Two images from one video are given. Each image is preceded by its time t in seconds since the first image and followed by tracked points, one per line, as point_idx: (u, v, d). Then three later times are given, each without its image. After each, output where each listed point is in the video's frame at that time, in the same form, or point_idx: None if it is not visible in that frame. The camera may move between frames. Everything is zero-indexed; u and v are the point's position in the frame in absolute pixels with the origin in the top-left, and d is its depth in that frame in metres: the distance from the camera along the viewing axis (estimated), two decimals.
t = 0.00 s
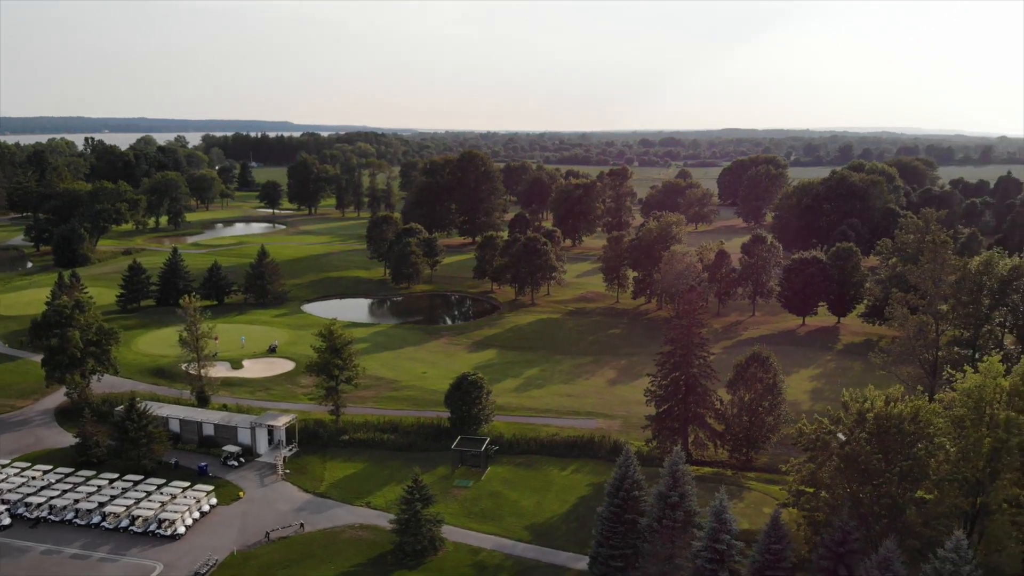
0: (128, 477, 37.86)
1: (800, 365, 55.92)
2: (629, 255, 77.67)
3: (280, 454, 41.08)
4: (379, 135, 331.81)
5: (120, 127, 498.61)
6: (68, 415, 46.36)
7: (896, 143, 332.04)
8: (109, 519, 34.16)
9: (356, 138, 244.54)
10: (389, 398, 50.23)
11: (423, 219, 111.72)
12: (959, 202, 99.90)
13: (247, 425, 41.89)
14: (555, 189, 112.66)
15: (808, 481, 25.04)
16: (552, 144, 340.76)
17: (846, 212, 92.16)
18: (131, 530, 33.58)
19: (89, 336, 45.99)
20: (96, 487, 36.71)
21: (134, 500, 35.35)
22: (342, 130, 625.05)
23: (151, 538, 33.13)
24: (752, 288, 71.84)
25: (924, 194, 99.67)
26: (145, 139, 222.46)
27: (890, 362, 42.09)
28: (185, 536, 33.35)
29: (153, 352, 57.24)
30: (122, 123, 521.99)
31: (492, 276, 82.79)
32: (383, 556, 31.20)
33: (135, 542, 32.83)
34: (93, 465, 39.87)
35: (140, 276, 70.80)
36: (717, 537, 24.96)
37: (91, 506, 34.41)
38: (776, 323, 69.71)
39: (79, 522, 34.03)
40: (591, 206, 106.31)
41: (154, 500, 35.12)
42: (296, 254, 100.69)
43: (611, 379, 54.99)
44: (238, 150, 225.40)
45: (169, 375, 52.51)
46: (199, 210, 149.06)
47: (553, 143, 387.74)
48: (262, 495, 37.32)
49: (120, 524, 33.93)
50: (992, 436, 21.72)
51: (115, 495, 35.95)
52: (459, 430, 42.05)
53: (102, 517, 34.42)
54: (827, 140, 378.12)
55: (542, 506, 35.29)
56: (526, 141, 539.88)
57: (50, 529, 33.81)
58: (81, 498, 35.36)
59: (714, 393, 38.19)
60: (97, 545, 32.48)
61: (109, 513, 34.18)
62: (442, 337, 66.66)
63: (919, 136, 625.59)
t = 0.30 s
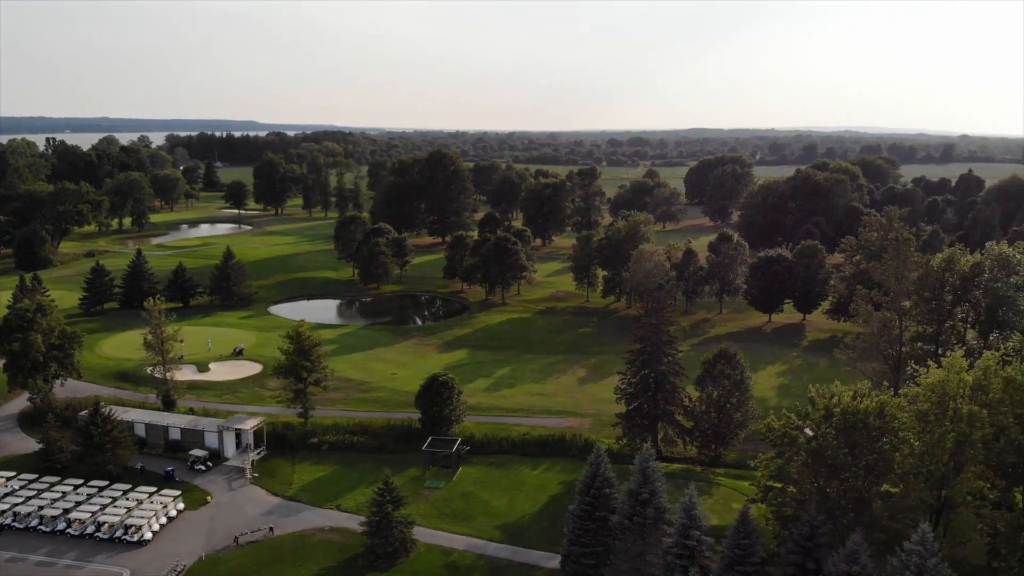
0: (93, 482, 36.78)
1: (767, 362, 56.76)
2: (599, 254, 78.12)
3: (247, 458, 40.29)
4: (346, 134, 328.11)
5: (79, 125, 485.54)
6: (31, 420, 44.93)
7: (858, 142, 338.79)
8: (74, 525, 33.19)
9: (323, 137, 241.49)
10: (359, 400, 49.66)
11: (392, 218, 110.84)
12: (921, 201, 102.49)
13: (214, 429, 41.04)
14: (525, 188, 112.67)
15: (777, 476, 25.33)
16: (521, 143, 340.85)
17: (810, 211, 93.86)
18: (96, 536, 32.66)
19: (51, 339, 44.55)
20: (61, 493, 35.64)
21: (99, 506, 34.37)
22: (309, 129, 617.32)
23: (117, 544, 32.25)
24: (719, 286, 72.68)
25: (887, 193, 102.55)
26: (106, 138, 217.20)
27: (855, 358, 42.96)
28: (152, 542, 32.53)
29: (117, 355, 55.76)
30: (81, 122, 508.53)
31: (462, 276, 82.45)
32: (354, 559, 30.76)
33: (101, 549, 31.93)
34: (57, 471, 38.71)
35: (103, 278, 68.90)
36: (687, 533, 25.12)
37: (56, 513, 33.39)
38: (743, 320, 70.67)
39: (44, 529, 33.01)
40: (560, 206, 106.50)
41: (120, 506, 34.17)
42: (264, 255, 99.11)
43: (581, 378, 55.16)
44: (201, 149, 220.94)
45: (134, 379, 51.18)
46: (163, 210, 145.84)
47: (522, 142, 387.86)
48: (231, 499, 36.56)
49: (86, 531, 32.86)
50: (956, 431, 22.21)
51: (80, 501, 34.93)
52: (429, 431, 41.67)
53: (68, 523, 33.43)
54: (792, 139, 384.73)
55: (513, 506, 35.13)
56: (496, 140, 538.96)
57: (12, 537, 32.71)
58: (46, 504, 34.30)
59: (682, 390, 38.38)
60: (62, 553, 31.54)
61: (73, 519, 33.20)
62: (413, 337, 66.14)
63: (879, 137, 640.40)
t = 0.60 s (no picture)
0: (57, 488, 35.75)
1: (735, 358, 57.53)
2: (569, 253, 78.37)
3: (214, 461, 39.43)
4: (314, 133, 324.25)
5: (35, 124, 471.44)
6: None
7: (822, 142, 345.19)
8: (38, 532, 32.23)
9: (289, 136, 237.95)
10: (328, 401, 48.98)
11: (361, 218, 109.72)
12: (883, 198, 104.61)
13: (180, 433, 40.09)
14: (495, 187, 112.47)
15: (745, 471, 25.55)
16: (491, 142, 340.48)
17: (776, 209, 95.42)
18: (62, 543, 31.77)
19: (12, 343, 43.09)
20: (24, 499, 34.58)
21: (64, 512, 33.40)
22: (275, 128, 608.00)
23: (82, 551, 31.38)
24: (686, 284, 73.43)
25: (851, 190, 105.43)
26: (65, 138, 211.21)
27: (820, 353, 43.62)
28: (119, 548, 31.71)
29: (80, 358, 54.20)
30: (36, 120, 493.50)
31: (432, 275, 81.96)
32: (324, 562, 30.28)
33: (66, 556, 31.04)
34: (20, 477, 37.54)
35: (65, 281, 66.89)
36: (658, 529, 25.27)
37: (20, 519, 32.39)
38: (710, 318, 71.45)
39: (7, 537, 32.01)
40: (530, 205, 106.52)
41: (85, 511, 33.22)
42: (230, 256, 97.31)
43: (552, 376, 55.23)
44: (164, 149, 216.20)
45: (97, 383, 49.79)
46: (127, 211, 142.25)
47: (492, 143, 387.81)
48: (198, 503, 35.75)
49: (51, 537, 31.95)
50: (920, 426, 22.73)
51: (45, 507, 33.94)
52: (400, 432, 41.21)
53: (32, 530, 32.45)
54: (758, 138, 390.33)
55: (484, 506, 34.95)
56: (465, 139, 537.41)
57: None
58: (9, 511, 33.26)
59: (652, 387, 38.59)
60: (26, 560, 30.62)
61: (37, 526, 32.23)
62: (382, 338, 65.54)
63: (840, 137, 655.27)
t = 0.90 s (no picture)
0: (19, 495, 34.64)
1: (703, 355, 58.22)
2: (538, 252, 78.53)
3: (181, 466, 38.56)
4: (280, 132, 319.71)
5: None
6: None
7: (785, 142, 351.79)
8: None
9: (254, 135, 234.10)
10: (295, 404, 48.21)
11: (327, 218, 108.56)
12: (847, 196, 105.80)
13: (146, 437, 39.14)
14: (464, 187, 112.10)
15: (714, 467, 25.76)
16: (460, 142, 339.72)
17: (742, 207, 96.81)
18: (25, 550, 30.79)
19: None
20: None
21: (27, 519, 32.38)
22: (239, 127, 597.97)
23: (46, 558, 30.45)
24: (655, 283, 74.08)
25: (815, 189, 107.57)
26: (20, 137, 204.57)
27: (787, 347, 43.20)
28: (84, 554, 30.85)
29: (40, 362, 52.51)
30: None
31: (401, 275, 81.32)
32: (294, 566, 29.77)
33: (30, 563, 30.11)
34: None
35: (26, 284, 64.72)
36: (628, 526, 25.96)
37: None
38: (678, 315, 72.17)
39: None
40: (499, 204, 106.42)
41: (48, 518, 32.25)
42: (195, 257, 95.30)
43: (522, 375, 55.21)
44: (126, 148, 211.05)
45: (58, 387, 48.31)
46: (88, 212, 138.37)
47: (460, 143, 386.72)
48: (164, 508, 34.91)
49: (13, 544, 30.98)
50: (885, 420, 23.13)
51: (6, 514, 32.87)
52: (370, 434, 40.69)
53: None
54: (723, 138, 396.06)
55: (455, 506, 34.74)
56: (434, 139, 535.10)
57: None
58: None
59: (622, 385, 38.78)
60: None
61: None
62: (351, 339, 64.79)
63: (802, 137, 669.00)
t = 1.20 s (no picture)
0: None
1: (671, 353, 58.75)
2: (508, 252, 78.52)
3: (147, 470, 37.61)
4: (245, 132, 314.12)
5: None
6: None
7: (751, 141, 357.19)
8: None
9: (219, 134, 229.95)
10: (263, 407, 47.34)
11: (293, 218, 107.16)
12: (811, 195, 107.80)
13: (110, 442, 38.07)
14: (433, 186, 111.52)
15: (683, 463, 25.99)
16: (428, 141, 337.89)
17: (709, 206, 98.05)
18: None
19: None
20: None
21: None
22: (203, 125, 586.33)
23: (9, 567, 29.44)
24: (623, 281, 74.68)
25: (780, 188, 109.48)
26: None
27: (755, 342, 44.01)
28: (49, 562, 29.91)
29: None
30: None
31: (370, 275, 80.56)
32: (263, 571, 29.21)
33: None
34: None
35: None
36: (599, 523, 25.74)
37: None
38: (646, 313, 72.81)
39: None
40: (468, 204, 106.10)
41: (11, 525, 31.19)
42: (158, 258, 93.14)
43: (493, 375, 55.08)
44: (86, 149, 205.45)
45: (17, 393, 46.76)
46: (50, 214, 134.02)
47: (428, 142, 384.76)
48: (130, 514, 34.00)
49: None
50: (850, 415, 23.59)
51: None
52: (338, 436, 40.13)
53: None
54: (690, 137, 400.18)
55: (426, 507, 34.43)
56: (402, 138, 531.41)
57: None
58: None
59: (592, 383, 38.90)
60: None
61: None
62: (319, 341, 63.92)
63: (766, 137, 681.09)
